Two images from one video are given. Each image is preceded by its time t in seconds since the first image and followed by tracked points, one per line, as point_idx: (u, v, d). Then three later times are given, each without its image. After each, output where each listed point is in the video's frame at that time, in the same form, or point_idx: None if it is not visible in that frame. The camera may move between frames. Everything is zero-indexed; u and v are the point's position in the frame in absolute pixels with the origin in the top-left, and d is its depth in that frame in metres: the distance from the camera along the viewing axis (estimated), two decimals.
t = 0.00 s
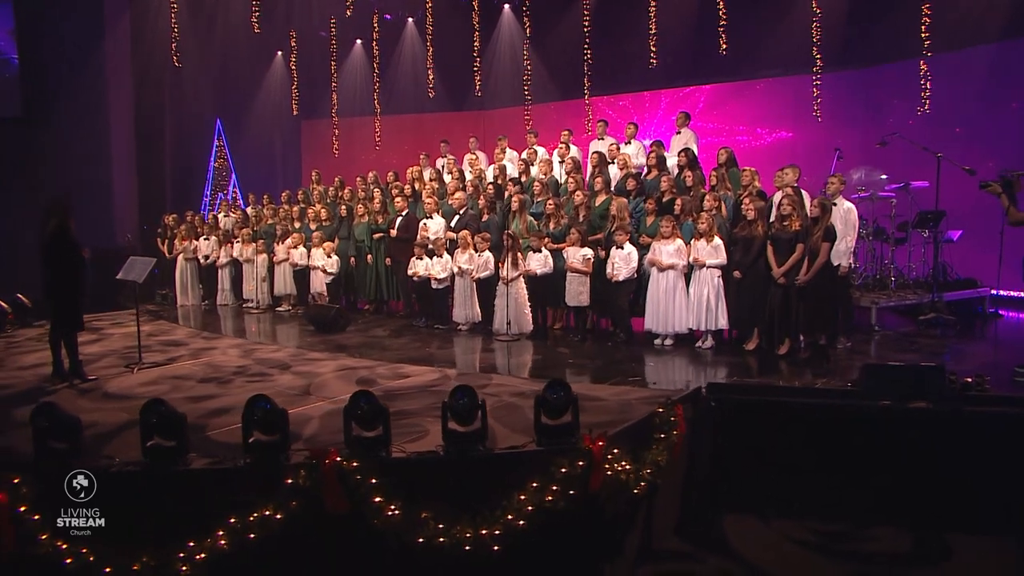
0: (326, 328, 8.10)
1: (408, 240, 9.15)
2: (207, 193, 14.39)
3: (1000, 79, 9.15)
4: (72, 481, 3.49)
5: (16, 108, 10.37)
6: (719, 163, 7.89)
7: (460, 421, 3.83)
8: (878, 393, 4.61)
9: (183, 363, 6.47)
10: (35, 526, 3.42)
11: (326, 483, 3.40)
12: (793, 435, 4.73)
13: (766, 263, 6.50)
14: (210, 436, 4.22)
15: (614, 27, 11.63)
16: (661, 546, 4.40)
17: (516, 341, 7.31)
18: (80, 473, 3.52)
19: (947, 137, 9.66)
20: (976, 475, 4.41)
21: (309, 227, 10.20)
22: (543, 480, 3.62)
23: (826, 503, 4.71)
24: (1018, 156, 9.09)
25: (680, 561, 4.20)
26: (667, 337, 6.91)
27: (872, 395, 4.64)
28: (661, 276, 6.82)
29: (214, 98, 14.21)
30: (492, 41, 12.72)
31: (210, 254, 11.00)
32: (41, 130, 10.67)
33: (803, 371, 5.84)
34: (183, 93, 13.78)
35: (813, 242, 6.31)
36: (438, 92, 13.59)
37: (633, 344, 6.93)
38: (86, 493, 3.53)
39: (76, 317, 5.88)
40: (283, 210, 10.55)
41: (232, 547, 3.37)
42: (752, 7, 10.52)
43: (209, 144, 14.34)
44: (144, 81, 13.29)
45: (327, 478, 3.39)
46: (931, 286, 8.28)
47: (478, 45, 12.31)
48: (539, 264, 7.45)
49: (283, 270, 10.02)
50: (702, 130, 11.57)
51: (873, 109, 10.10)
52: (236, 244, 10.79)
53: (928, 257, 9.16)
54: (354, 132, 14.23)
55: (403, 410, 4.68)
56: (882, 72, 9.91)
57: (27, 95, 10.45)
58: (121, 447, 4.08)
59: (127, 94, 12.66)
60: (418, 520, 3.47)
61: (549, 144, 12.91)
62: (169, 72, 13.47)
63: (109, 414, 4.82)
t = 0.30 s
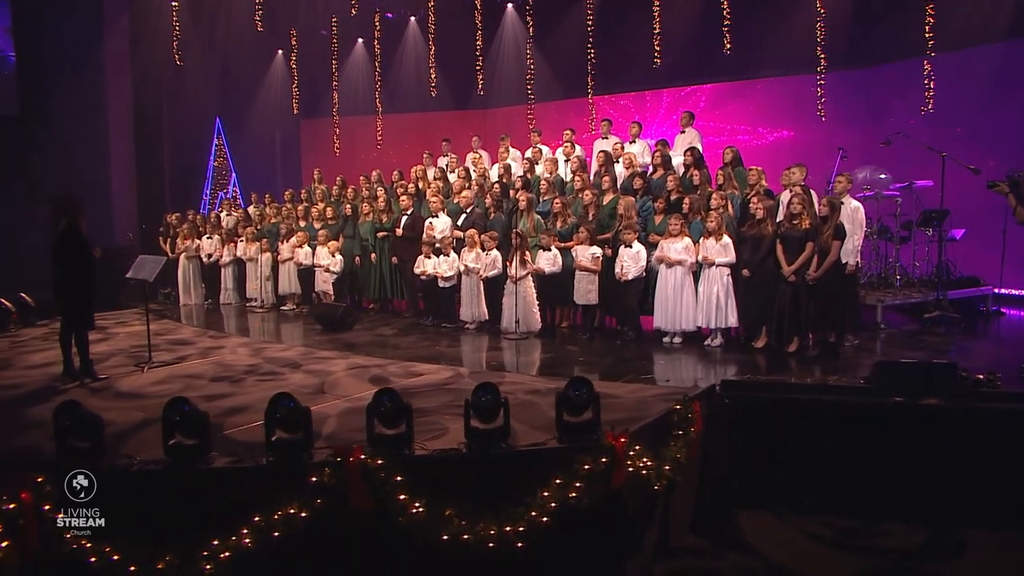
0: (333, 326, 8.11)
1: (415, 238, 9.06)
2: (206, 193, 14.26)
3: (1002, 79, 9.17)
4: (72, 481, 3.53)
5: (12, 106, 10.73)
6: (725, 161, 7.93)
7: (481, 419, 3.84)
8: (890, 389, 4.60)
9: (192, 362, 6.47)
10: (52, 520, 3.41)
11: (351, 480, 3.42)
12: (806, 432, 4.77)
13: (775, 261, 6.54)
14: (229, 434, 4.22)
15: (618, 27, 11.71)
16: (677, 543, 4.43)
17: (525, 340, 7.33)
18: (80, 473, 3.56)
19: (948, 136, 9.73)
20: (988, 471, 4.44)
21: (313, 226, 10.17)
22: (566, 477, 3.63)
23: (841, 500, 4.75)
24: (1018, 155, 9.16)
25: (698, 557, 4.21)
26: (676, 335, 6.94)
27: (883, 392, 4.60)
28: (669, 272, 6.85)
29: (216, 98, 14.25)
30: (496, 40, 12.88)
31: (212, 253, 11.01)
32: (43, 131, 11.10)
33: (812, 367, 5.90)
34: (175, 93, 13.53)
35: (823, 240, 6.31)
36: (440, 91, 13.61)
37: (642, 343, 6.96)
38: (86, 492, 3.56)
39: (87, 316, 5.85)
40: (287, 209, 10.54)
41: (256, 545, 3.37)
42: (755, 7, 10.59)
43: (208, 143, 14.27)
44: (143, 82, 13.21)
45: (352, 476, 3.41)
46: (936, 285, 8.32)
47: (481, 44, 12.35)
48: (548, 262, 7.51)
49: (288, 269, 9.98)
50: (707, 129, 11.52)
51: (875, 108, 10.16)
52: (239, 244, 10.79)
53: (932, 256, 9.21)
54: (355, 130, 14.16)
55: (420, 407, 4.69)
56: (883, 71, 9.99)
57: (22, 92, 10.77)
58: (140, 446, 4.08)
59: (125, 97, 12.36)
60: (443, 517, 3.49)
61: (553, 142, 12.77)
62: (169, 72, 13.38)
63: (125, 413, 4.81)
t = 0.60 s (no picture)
0: (341, 325, 8.14)
1: (420, 237, 9.12)
2: (206, 190, 14.24)
3: (1002, 79, 9.26)
4: (72, 482, 3.49)
5: (11, 105, 10.86)
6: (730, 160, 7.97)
7: (503, 416, 3.87)
8: (902, 387, 4.64)
9: (203, 361, 6.46)
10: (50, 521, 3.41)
11: (377, 478, 3.43)
12: (818, 429, 4.82)
13: (783, 261, 6.59)
14: (250, 433, 4.24)
15: (622, 27, 11.76)
16: (694, 538, 4.47)
17: (533, 338, 7.36)
18: (80, 473, 3.53)
19: (949, 135, 9.81)
20: (999, 468, 4.48)
21: (318, 224, 10.17)
22: (589, 474, 3.65)
23: (853, 497, 4.80)
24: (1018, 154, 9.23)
25: (715, 552, 4.25)
26: (684, 334, 6.98)
27: (895, 389, 4.66)
28: (677, 271, 6.90)
29: (216, 97, 14.20)
30: (501, 40, 12.91)
31: (216, 251, 11.02)
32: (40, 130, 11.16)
33: (821, 364, 5.97)
34: (172, 92, 13.55)
35: (831, 240, 6.45)
36: (443, 90, 13.63)
37: (651, 341, 7.00)
38: (86, 493, 3.54)
39: (98, 314, 5.81)
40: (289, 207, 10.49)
41: (282, 543, 3.38)
42: (759, 8, 10.64)
43: (207, 143, 14.20)
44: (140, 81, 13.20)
45: (378, 473, 3.43)
46: (939, 283, 8.38)
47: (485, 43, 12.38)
48: (557, 261, 7.56)
49: (293, 267, 10.00)
50: (710, 129, 11.55)
51: (877, 107, 10.21)
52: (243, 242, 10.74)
53: (935, 254, 9.28)
54: (357, 129, 14.13)
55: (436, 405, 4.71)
56: (883, 72, 10.06)
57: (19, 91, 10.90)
58: (161, 445, 4.08)
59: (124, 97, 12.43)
60: (467, 514, 3.50)
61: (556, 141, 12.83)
62: (162, 71, 13.27)
63: (143, 412, 4.81)
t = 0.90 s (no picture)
0: (348, 325, 8.16)
1: (426, 237, 9.13)
2: (205, 190, 14.22)
3: (1002, 80, 9.40)
4: (72, 481, 3.55)
5: (10, 104, 10.97)
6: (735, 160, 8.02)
7: (523, 415, 3.91)
8: (910, 385, 4.74)
9: (214, 361, 6.48)
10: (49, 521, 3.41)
11: (402, 476, 3.43)
12: (826, 427, 4.87)
13: (791, 261, 6.70)
14: (270, 432, 4.26)
15: (625, 28, 11.81)
16: (709, 535, 4.49)
17: (541, 337, 7.41)
18: (80, 473, 3.59)
19: (948, 136, 9.92)
20: (1008, 464, 4.54)
21: (322, 224, 10.18)
22: (611, 470, 3.70)
23: (864, 493, 4.84)
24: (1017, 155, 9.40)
25: (731, 547, 4.29)
26: (691, 332, 7.04)
27: (906, 385, 4.77)
28: (685, 271, 6.96)
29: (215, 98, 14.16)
30: (503, 40, 12.92)
31: (219, 251, 11.01)
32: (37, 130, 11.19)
33: (828, 362, 6.04)
34: (172, 99, 13.39)
35: (839, 239, 6.56)
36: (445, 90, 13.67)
37: (658, 340, 7.06)
38: (86, 493, 3.56)
39: (110, 313, 5.80)
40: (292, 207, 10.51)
41: (309, 541, 3.42)
42: (762, 9, 10.69)
43: (206, 142, 14.16)
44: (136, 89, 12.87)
45: (404, 472, 3.43)
46: (941, 282, 8.47)
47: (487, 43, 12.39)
48: (564, 261, 7.59)
49: (297, 267, 9.96)
50: (711, 129, 11.66)
51: (877, 108, 10.31)
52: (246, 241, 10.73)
53: (937, 253, 9.37)
54: (359, 129, 14.16)
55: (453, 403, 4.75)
56: (884, 72, 10.13)
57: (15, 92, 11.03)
58: (184, 445, 4.11)
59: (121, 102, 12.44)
60: (491, 511, 3.54)
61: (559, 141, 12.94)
62: (162, 78, 13.10)
63: (160, 412, 4.82)
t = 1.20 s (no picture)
0: (353, 324, 8.20)
1: (430, 236, 9.18)
2: (201, 189, 14.21)
3: (997, 82, 9.55)
4: (73, 480, 3.64)
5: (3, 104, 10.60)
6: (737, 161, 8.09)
7: (543, 412, 3.98)
8: (917, 381, 4.82)
9: (223, 361, 6.51)
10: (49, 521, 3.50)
11: (426, 472, 3.50)
12: (833, 423, 4.96)
13: (795, 261, 6.80)
14: (290, 430, 4.31)
15: (625, 28, 11.88)
16: (722, 530, 4.53)
17: (547, 336, 7.46)
18: (81, 473, 3.66)
19: (945, 137, 10.07)
20: (1010, 461, 4.60)
21: (325, 224, 10.20)
22: (630, 467, 3.75)
23: (872, 489, 4.91)
24: (1013, 155, 9.55)
25: (743, 542, 4.36)
26: (696, 331, 7.12)
27: (912, 381, 4.86)
28: (691, 271, 7.04)
29: (214, 97, 14.16)
30: (505, 40, 12.96)
31: (220, 251, 10.98)
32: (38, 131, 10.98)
33: (832, 360, 6.13)
34: (170, 103, 13.68)
35: (843, 239, 6.68)
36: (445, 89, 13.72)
37: (663, 339, 7.14)
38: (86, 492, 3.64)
39: (121, 313, 5.82)
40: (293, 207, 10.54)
41: (333, 538, 3.46)
42: (762, 10, 10.78)
43: (204, 142, 14.18)
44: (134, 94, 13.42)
45: (428, 468, 3.51)
46: (940, 281, 8.58)
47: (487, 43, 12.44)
48: (569, 260, 7.66)
49: (300, 266, 10.02)
50: (710, 129, 11.76)
51: (876, 109, 10.43)
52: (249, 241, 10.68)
53: (936, 253, 9.50)
54: (359, 130, 14.24)
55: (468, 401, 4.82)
56: (882, 74, 10.25)
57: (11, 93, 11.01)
58: (205, 444, 4.14)
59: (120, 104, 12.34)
60: (513, 507, 3.59)
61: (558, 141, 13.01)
62: (159, 83, 13.43)
63: (174, 411, 4.85)
